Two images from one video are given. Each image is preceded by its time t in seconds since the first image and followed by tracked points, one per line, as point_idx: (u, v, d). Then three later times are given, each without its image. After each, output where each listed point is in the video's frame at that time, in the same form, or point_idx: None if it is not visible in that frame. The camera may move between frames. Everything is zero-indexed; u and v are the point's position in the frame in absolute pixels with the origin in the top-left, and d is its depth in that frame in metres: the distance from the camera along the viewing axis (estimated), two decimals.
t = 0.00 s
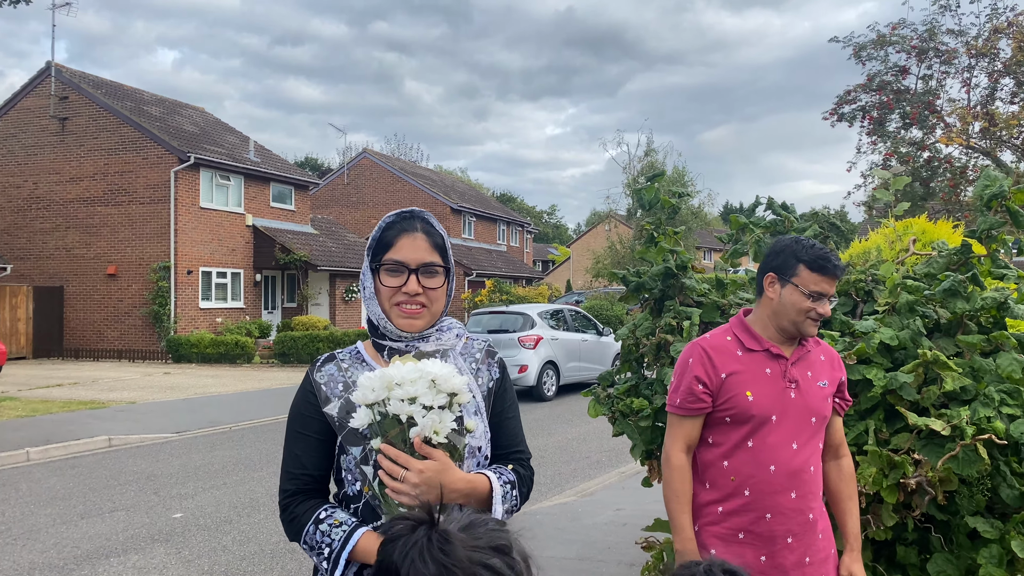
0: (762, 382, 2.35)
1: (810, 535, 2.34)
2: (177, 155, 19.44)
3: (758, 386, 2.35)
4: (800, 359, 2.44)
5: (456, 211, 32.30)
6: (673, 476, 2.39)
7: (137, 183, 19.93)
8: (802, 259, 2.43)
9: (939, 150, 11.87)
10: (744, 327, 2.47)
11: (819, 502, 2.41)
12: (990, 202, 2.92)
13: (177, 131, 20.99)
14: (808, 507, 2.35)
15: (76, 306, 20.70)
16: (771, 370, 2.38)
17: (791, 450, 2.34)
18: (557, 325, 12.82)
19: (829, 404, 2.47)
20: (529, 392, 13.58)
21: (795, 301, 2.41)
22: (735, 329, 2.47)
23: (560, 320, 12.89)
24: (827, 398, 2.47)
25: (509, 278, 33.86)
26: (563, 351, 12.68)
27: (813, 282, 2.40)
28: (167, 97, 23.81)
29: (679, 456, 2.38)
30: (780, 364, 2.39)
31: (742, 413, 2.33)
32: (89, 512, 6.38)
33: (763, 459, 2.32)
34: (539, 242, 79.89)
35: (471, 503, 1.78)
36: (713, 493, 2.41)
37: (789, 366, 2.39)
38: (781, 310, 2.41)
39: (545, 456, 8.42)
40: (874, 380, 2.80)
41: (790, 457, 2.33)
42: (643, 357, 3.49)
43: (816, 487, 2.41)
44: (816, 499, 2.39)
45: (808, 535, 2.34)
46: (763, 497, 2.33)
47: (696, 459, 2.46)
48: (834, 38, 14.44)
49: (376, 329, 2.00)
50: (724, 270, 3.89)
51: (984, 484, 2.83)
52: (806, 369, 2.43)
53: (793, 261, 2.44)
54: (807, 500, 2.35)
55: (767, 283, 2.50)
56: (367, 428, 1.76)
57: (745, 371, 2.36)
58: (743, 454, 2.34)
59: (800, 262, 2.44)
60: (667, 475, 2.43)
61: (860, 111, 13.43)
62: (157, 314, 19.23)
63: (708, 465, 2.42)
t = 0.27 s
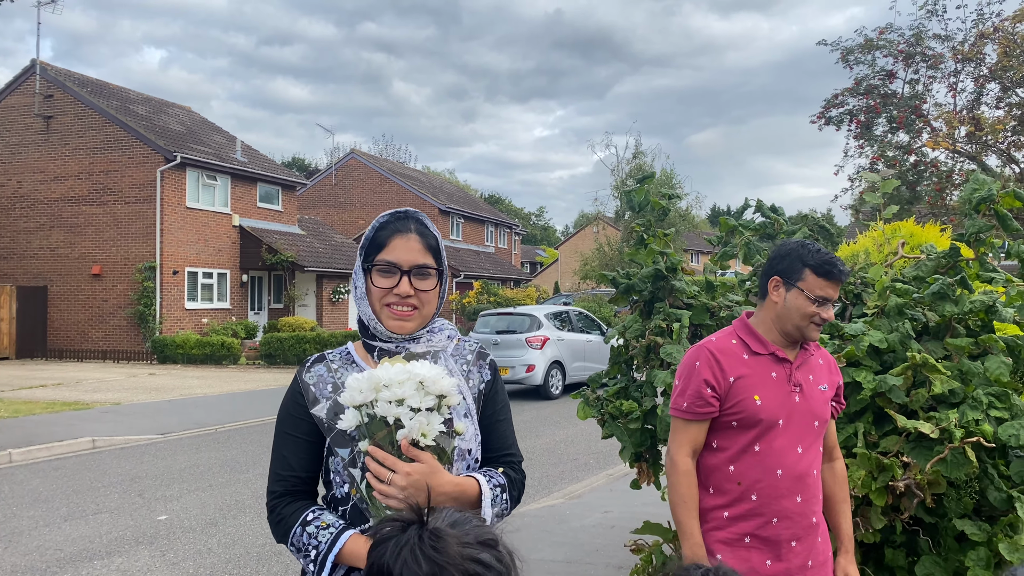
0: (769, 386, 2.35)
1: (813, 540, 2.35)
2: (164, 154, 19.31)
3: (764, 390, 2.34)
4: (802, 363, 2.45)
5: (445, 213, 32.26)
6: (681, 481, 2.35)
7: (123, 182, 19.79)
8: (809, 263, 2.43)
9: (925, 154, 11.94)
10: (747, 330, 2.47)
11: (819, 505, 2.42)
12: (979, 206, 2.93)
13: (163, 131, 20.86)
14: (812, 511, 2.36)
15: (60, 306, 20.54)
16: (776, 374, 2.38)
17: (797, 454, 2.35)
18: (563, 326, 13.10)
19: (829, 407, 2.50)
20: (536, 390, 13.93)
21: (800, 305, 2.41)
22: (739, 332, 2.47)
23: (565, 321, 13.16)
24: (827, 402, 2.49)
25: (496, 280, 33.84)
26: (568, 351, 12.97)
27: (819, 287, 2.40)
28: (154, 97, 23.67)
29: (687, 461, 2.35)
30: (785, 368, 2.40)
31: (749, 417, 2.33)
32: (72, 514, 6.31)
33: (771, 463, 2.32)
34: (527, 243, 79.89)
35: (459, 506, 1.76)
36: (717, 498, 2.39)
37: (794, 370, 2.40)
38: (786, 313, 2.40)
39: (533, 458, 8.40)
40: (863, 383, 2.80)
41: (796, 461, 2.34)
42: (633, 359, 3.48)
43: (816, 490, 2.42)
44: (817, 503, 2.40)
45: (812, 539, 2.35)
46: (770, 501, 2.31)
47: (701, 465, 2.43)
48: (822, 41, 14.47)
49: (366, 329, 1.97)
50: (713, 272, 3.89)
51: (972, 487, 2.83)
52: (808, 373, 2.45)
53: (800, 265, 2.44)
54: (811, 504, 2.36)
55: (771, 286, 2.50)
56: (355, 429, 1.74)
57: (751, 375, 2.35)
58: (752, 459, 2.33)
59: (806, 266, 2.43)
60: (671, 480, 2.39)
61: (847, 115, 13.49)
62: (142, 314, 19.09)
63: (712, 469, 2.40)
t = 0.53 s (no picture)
0: (769, 388, 2.36)
1: (811, 541, 2.37)
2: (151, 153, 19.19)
3: (765, 392, 2.35)
4: (799, 364, 2.46)
5: (434, 213, 32.23)
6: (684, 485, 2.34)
7: (110, 181, 19.67)
8: (807, 264, 2.42)
9: (912, 157, 12.00)
10: (746, 331, 2.47)
11: (816, 506, 2.44)
12: (968, 208, 2.93)
13: (151, 130, 20.74)
14: (810, 513, 2.38)
15: (47, 306, 20.39)
16: (776, 376, 2.39)
17: (796, 456, 2.36)
18: (570, 325, 13.49)
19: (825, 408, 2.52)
20: (548, 385, 14.41)
21: (799, 307, 2.40)
22: (738, 333, 2.46)
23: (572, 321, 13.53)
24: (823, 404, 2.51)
25: (486, 281, 33.79)
26: (575, 350, 13.37)
27: (817, 288, 2.39)
28: (142, 95, 23.54)
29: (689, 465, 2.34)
30: (785, 370, 2.41)
31: (750, 419, 2.33)
32: (58, 515, 6.26)
33: (771, 465, 2.33)
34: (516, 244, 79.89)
35: (451, 507, 1.75)
36: (718, 500, 2.39)
37: (793, 372, 2.41)
38: (785, 315, 2.41)
39: (522, 459, 8.38)
40: (853, 385, 2.81)
41: (796, 463, 2.35)
42: (623, 360, 3.49)
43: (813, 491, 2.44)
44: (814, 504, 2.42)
45: (810, 541, 2.37)
46: (770, 503, 2.32)
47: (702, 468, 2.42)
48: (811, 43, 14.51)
49: (359, 329, 1.96)
50: (703, 273, 3.89)
51: (960, 487, 2.84)
52: (806, 376, 2.46)
53: (799, 267, 2.43)
54: (809, 505, 2.38)
55: (770, 288, 2.49)
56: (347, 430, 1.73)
57: (752, 377, 2.35)
58: (754, 462, 2.33)
59: (804, 268, 2.42)
60: (672, 482, 2.38)
61: (836, 117, 13.55)
62: (129, 314, 18.97)
63: (712, 472, 2.39)
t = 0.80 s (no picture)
0: (760, 389, 2.37)
1: (801, 542, 2.38)
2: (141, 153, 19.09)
3: (755, 392, 2.36)
4: (792, 365, 2.47)
5: (426, 213, 32.20)
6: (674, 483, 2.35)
7: (100, 180, 19.57)
8: (785, 260, 2.44)
9: (903, 158, 12.06)
10: (739, 332, 2.48)
11: (807, 508, 2.44)
12: (957, 210, 2.95)
13: (141, 129, 20.64)
14: (801, 514, 2.39)
15: (35, 306, 20.28)
16: (767, 376, 2.40)
17: (787, 456, 2.36)
18: (581, 325, 13.80)
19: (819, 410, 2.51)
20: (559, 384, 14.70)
21: (783, 305, 2.41)
22: (731, 334, 2.48)
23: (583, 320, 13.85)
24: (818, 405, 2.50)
25: (477, 281, 33.78)
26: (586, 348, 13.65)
27: (798, 283, 2.40)
28: (132, 94, 23.43)
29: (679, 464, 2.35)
30: (776, 370, 2.42)
31: (739, 419, 2.34)
32: (47, 516, 6.23)
33: (761, 465, 2.33)
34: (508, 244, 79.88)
35: (445, 508, 1.76)
36: (708, 500, 2.41)
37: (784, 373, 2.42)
38: (772, 314, 2.42)
39: (513, 459, 8.38)
40: (844, 385, 2.82)
41: (786, 465, 2.36)
42: (616, 361, 3.49)
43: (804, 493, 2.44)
44: (805, 506, 2.43)
45: (799, 542, 2.37)
46: (758, 503, 2.33)
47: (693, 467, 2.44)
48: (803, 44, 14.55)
49: (354, 330, 1.96)
50: (695, 274, 3.89)
51: (949, 488, 2.87)
52: (799, 376, 2.47)
53: (780, 264, 2.44)
54: (799, 506, 2.39)
55: (757, 288, 2.51)
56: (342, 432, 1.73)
57: (742, 377, 2.37)
58: (744, 461, 2.34)
59: (783, 263, 2.44)
60: (662, 482, 2.40)
61: (827, 118, 13.60)
62: (119, 314, 18.87)
63: (703, 471, 2.41)
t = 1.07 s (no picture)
0: (737, 385, 2.39)
1: (778, 541, 2.37)
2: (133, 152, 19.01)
3: (733, 388, 2.38)
4: (777, 364, 2.47)
5: (419, 213, 32.18)
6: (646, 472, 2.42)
7: (91, 180, 19.50)
8: (761, 257, 2.47)
9: (893, 158, 12.10)
10: (724, 330, 2.51)
11: (788, 509, 2.43)
12: (945, 209, 2.96)
13: (133, 128, 20.58)
14: (779, 513, 2.38)
15: (26, 306, 20.19)
16: (747, 373, 2.41)
17: (763, 455, 2.36)
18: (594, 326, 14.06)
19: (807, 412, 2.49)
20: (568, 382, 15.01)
21: (759, 300, 2.43)
22: (715, 331, 2.52)
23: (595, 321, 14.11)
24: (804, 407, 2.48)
25: (470, 281, 33.77)
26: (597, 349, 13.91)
27: (773, 278, 2.42)
28: (123, 93, 23.35)
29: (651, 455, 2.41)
30: (757, 368, 2.42)
31: (715, 414, 2.37)
32: (37, 517, 6.21)
33: (736, 462, 2.35)
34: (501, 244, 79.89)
35: (432, 509, 1.76)
36: (684, 494, 2.44)
37: (766, 371, 2.42)
38: (748, 310, 2.45)
39: (505, 459, 8.38)
40: (832, 384, 2.84)
41: (762, 462, 2.36)
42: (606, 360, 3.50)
43: (786, 494, 2.43)
44: (786, 506, 2.42)
45: (777, 543, 2.37)
46: (732, 498, 2.35)
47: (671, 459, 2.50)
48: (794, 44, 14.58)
49: (341, 329, 1.96)
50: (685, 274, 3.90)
51: (937, 486, 2.88)
52: (783, 375, 2.46)
53: (755, 261, 2.48)
54: (777, 506, 2.38)
55: (738, 286, 2.55)
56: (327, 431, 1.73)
57: (720, 373, 2.39)
58: (716, 454, 2.37)
59: (759, 260, 2.47)
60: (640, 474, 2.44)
61: (818, 118, 13.65)
62: (110, 314, 18.81)
63: (680, 465, 2.45)
